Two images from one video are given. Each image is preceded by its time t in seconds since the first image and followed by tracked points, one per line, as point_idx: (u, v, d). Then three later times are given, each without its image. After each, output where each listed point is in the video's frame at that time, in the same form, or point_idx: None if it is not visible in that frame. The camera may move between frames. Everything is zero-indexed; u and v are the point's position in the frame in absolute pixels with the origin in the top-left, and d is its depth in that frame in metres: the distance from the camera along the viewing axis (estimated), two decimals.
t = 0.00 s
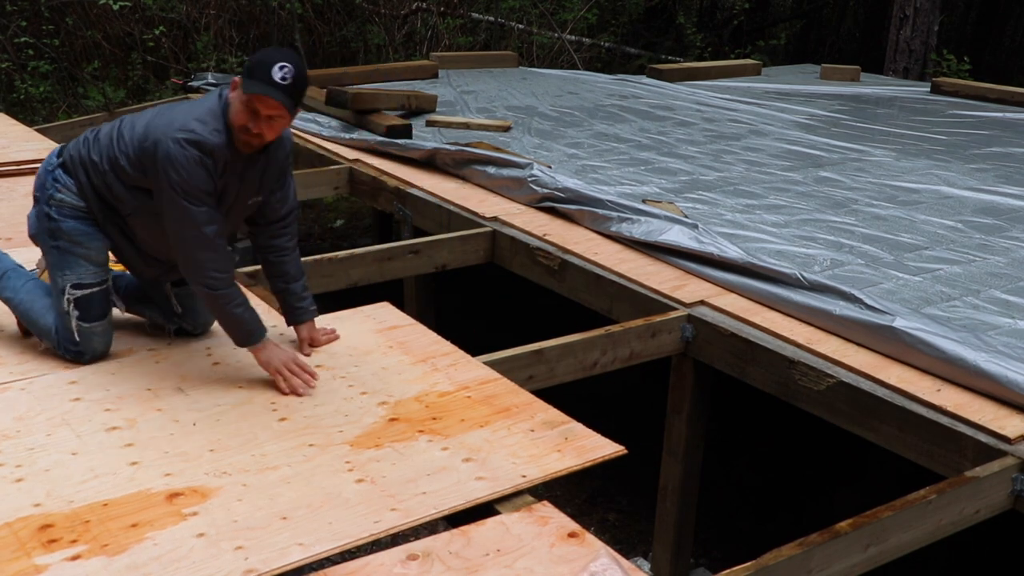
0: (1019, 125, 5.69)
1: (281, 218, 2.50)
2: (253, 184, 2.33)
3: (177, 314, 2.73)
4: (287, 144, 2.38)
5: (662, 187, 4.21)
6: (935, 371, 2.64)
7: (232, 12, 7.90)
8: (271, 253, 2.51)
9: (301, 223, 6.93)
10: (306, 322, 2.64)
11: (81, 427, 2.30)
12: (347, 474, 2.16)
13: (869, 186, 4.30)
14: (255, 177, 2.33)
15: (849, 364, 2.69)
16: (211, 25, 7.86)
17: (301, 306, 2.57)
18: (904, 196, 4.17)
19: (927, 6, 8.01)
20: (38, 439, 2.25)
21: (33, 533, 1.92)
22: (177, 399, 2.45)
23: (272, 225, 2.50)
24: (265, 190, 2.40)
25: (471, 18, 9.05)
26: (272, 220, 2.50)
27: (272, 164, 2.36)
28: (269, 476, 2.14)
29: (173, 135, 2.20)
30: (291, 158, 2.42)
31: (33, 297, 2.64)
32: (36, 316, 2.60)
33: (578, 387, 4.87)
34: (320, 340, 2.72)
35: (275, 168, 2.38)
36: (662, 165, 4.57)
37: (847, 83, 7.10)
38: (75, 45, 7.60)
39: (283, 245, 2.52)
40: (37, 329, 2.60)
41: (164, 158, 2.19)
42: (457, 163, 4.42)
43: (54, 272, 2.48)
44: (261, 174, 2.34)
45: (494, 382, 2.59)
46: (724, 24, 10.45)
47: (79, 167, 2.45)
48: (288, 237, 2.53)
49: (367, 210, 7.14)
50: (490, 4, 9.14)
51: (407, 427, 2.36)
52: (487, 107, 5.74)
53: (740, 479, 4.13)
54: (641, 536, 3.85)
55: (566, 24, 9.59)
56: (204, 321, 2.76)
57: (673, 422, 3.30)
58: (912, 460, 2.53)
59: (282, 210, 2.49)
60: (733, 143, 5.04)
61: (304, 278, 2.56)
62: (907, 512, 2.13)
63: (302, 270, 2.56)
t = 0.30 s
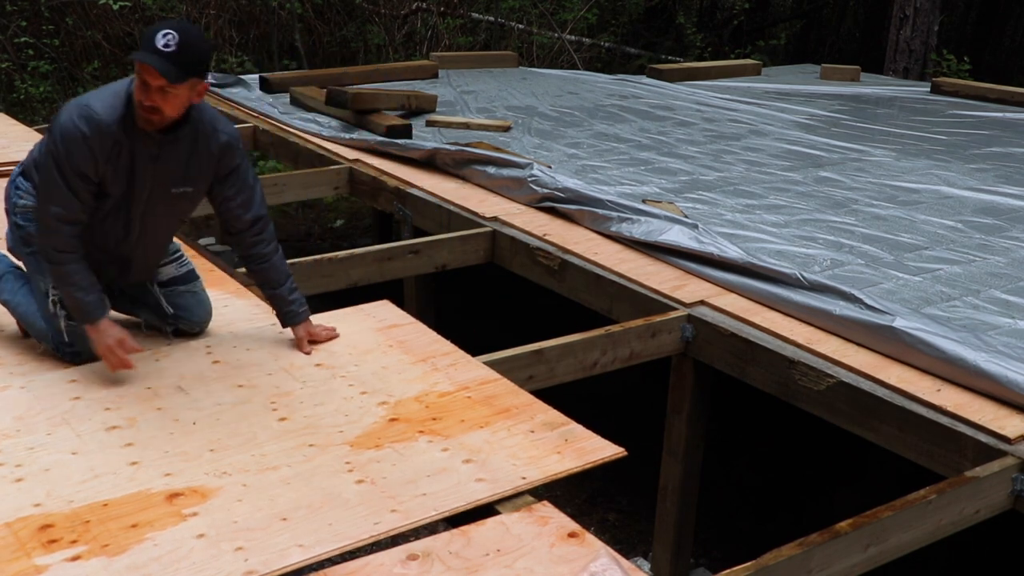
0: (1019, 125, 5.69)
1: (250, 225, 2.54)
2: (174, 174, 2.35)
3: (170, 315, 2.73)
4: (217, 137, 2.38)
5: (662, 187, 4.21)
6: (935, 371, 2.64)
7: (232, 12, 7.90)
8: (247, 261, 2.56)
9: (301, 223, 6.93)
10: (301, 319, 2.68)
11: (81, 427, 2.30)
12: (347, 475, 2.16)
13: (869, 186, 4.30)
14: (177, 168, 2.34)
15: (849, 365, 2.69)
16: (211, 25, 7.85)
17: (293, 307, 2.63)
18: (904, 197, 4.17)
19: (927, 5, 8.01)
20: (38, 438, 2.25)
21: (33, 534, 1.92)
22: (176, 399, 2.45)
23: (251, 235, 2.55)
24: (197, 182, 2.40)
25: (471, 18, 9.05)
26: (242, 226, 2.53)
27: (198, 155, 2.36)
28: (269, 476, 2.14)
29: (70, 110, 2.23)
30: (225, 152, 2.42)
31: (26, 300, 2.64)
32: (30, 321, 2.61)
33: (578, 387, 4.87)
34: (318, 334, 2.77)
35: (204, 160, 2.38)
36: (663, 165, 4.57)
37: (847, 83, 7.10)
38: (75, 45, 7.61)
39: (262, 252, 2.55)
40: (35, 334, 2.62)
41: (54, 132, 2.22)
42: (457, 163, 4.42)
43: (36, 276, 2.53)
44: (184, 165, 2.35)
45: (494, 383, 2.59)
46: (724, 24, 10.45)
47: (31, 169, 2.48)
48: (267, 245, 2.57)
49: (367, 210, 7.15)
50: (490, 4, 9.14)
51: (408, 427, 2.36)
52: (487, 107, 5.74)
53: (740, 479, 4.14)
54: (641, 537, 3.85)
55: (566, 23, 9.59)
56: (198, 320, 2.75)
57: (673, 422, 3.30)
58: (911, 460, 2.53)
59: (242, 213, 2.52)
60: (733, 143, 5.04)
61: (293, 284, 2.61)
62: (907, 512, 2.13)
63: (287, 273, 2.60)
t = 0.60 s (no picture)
0: (1019, 125, 5.69)
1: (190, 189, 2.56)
2: (97, 136, 2.39)
3: (165, 318, 2.76)
4: (139, 100, 2.40)
5: (662, 187, 4.21)
6: (935, 371, 2.64)
7: (232, 12, 7.90)
8: (187, 222, 2.60)
9: (301, 222, 6.93)
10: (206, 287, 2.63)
11: (81, 426, 2.31)
12: (347, 475, 2.16)
13: (869, 186, 4.30)
14: (97, 129, 2.38)
15: (849, 365, 2.69)
16: (211, 25, 7.85)
17: (205, 275, 2.62)
18: (904, 196, 4.17)
19: (927, 6, 8.01)
20: (37, 438, 2.25)
21: (33, 534, 1.92)
22: (176, 399, 2.45)
23: (191, 199, 2.58)
24: (126, 147, 2.43)
25: (471, 18, 9.05)
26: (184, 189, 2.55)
27: (119, 116, 2.40)
28: (270, 476, 2.14)
29: None
30: (153, 116, 2.42)
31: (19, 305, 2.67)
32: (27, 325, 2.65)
33: (578, 387, 4.88)
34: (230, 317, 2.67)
35: (129, 122, 2.41)
36: (663, 165, 4.57)
37: (848, 83, 7.10)
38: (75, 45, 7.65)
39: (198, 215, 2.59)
40: (38, 343, 2.66)
41: None
42: (457, 163, 4.42)
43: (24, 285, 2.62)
44: (105, 126, 2.39)
45: (494, 383, 2.59)
46: (724, 24, 10.44)
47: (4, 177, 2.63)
48: (205, 210, 2.60)
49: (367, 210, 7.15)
50: (490, 4, 9.14)
51: (408, 427, 2.36)
52: (487, 107, 5.74)
53: (740, 479, 4.13)
54: (641, 537, 3.85)
55: (566, 23, 9.59)
56: (193, 321, 2.77)
57: (673, 422, 3.30)
58: (911, 460, 2.53)
59: (181, 179, 2.53)
60: (733, 143, 5.04)
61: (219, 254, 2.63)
62: (907, 512, 2.13)
63: (213, 243, 2.62)
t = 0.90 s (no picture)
0: (1019, 125, 5.69)
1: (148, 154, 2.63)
2: (67, 111, 2.40)
3: (117, 326, 2.67)
4: (102, 70, 2.44)
5: (662, 187, 4.21)
6: (935, 371, 2.64)
7: (233, 13, 7.90)
8: (140, 188, 2.66)
9: (301, 222, 6.93)
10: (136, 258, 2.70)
11: (82, 426, 2.31)
12: (347, 475, 2.16)
13: (869, 186, 4.30)
14: (66, 102, 2.40)
15: (848, 364, 2.69)
16: (211, 25, 7.85)
17: (141, 239, 2.68)
18: (904, 197, 4.17)
19: (927, 6, 8.02)
20: (37, 438, 2.25)
21: (33, 534, 1.92)
22: (178, 399, 2.45)
23: (145, 161, 2.65)
24: (97, 119, 2.45)
25: (471, 18, 9.05)
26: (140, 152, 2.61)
27: (85, 87, 2.42)
28: (270, 476, 2.14)
29: None
30: (116, 82, 2.47)
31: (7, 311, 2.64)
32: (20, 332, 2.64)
33: (578, 387, 4.87)
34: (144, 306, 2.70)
35: (94, 93, 2.43)
36: (662, 165, 4.57)
37: (847, 83, 7.10)
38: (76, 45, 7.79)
39: (151, 180, 2.65)
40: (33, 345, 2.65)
41: None
42: (457, 163, 4.42)
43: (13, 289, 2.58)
44: (73, 98, 2.40)
45: (494, 383, 2.59)
46: (724, 24, 10.42)
47: None
48: (158, 175, 2.67)
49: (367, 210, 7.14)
50: (490, 4, 9.15)
51: (408, 427, 2.36)
52: (486, 107, 5.74)
53: (740, 479, 4.14)
54: (642, 537, 3.85)
55: (566, 23, 9.60)
56: (146, 331, 2.67)
57: (673, 422, 3.30)
58: (911, 459, 2.53)
59: (141, 143, 2.59)
60: (733, 143, 5.04)
61: (160, 223, 2.68)
62: (907, 512, 2.13)
63: (159, 211, 2.68)
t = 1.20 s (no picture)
0: (1019, 125, 5.69)
1: (136, 171, 2.57)
2: (53, 114, 2.39)
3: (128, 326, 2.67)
4: (92, 78, 2.43)
5: (662, 187, 4.21)
6: (935, 371, 2.64)
7: (233, 13, 7.91)
8: (129, 205, 2.60)
9: (301, 222, 6.93)
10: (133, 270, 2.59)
11: (82, 426, 2.31)
12: (347, 475, 2.16)
13: (869, 186, 4.30)
14: (53, 105, 2.39)
15: (849, 364, 2.69)
16: (211, 25, 7.86)
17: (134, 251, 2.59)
18: (904, 197, 4.17)
19: (927, 6, 8.02)
20: (37, 438, 2.25)
21: (33, 533, 1.92)
22: (178, 399, 2.45)
23: (134, 180, 2.60)
24: (84, 124, 2.43)
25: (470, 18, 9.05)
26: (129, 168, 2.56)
27: (74, 92, 2.41)
28: (270, 476, 2.14)
29: None
30: (106, 91, 2.45)
31: None
32: None
33: (578, 387, 4.88)
34: (131, 317, 2.62)
35: (84, 98, 2.42)
36: (663, 165, 4.57)
37: (847, 83, 7.10)
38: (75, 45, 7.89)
39: (140, 198, 2.60)
40: None
41: None
42: (457, 163, 4.42)
43: None
44: (60, 102, 2.39)
45: (494, 383, 2.59)
46: (724, 24, 10.41)
47: None
48: (149, 194, 2.61)
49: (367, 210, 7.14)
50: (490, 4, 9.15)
51: (408, 427, 2.36)
52: (486, 107, 5.74)
53: (740, 479, 4.10)
54: (642, 536, 3.86)
55: (566, 24, 9.60)
56: (158, 325, 2.68)
57: (673, 422, 3.30)
58: (911, 459, 2.53)
59: (129, 158, 2.54)
60: (733, 143, 5.04)
61: (152, 238, 2.61)
62: (907, 512, 2.13)
63: (152, 225, 2.61)
